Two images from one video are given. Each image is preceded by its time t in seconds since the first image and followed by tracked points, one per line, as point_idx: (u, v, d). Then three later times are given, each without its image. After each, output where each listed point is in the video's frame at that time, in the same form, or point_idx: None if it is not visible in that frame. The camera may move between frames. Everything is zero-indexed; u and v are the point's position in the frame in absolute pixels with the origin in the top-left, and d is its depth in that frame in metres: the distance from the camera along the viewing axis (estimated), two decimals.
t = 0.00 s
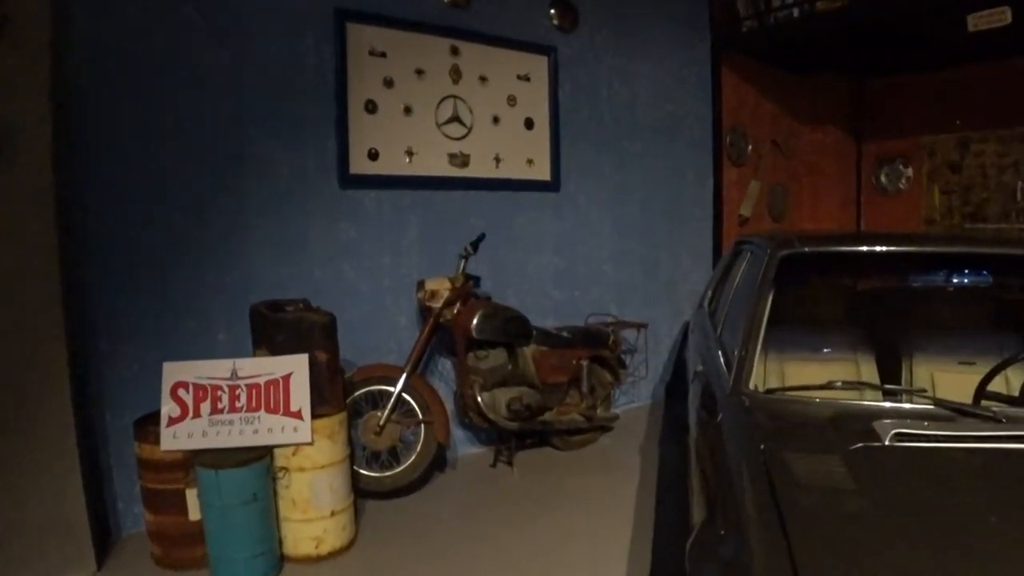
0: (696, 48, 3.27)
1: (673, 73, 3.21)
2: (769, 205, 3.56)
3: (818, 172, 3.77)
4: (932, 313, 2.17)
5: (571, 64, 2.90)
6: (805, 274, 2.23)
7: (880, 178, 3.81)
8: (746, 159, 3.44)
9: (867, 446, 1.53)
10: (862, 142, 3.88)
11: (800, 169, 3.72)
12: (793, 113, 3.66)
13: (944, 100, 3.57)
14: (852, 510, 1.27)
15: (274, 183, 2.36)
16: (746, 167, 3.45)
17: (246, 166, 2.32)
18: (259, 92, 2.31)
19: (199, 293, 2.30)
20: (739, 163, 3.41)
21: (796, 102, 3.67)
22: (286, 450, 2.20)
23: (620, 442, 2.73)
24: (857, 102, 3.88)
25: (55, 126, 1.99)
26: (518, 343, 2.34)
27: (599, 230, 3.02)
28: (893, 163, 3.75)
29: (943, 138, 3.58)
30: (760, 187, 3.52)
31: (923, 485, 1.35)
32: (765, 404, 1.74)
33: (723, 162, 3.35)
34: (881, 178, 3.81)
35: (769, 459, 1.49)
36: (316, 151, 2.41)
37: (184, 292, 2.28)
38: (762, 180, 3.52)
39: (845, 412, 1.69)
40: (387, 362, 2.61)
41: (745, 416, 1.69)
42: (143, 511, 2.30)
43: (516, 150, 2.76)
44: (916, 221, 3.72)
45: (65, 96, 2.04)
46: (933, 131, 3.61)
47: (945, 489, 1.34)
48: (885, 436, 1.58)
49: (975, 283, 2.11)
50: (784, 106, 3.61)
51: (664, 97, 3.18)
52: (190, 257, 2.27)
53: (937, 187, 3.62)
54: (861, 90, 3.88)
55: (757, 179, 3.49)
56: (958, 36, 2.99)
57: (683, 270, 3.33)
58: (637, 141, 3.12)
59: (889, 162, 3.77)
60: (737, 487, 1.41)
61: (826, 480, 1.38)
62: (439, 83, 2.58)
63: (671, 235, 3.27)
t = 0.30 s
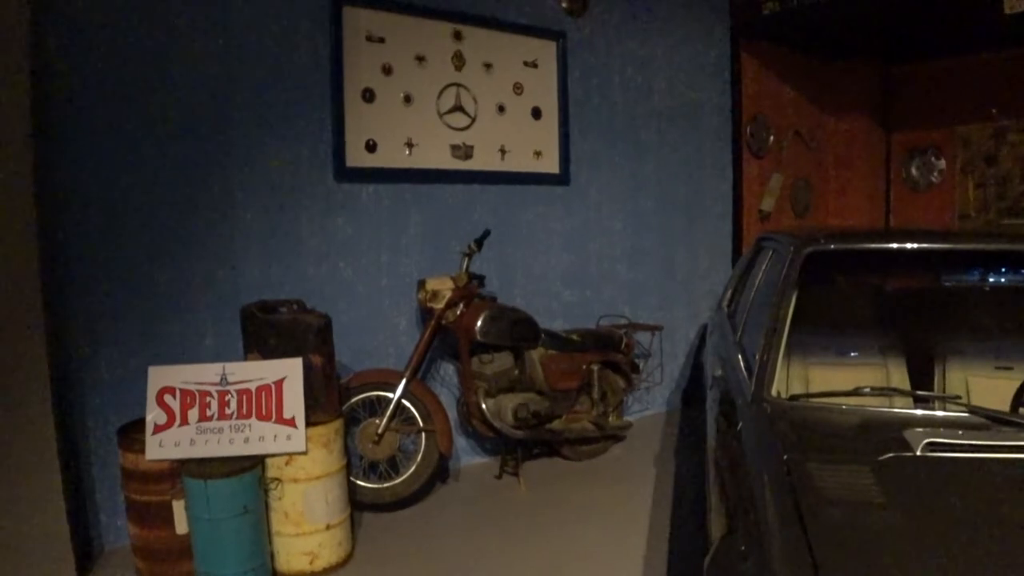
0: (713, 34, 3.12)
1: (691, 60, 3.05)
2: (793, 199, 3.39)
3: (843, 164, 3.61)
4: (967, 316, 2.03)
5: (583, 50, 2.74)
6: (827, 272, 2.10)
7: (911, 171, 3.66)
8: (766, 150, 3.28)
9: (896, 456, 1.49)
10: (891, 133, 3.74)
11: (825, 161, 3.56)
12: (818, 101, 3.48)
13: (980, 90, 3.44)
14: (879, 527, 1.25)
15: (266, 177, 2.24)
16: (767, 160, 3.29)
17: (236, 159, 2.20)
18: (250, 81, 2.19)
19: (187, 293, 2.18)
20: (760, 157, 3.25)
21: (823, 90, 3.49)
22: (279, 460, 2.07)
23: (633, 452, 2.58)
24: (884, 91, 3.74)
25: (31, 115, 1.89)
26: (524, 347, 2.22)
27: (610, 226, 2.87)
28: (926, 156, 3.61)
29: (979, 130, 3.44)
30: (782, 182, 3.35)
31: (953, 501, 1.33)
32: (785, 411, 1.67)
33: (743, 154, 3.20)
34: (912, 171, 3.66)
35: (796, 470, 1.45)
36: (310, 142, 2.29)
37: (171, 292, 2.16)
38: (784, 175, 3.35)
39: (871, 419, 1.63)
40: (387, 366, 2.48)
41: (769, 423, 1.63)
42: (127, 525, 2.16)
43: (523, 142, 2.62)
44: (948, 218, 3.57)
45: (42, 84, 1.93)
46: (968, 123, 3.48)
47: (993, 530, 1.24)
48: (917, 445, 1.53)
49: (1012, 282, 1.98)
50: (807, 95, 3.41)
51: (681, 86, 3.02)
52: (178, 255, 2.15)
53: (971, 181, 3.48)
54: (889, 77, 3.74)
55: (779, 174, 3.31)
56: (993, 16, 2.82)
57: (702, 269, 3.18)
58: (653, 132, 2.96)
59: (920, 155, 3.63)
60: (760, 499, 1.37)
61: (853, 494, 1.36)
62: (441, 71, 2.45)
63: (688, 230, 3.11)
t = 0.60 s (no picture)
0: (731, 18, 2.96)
1: (707, 46, 2.90)
2: (815, 192, 3.21)
3: (870, 157, 3.39)
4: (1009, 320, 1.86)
5: (593, 36, 2.61)
6: (858, 271, 1.94)
7: (942, 164, 3.41)
8: (789, 142, 3.11)
9: (927, 467, 1.37)
10: (921, 124, 3.49)
11: (851, 152, 3.33)
12: (844, 91, 3.29)
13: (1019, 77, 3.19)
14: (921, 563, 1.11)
15: (257, 170, 2.12)
16: (790, 153, 3.12)
17: (225, 151, 2.08)
18: (240, 67, 2.08)
19: (173, 293, 2.06)
20: (781, 148, 3.09)
21: (848, 79, 3.30)
22: (271, 471, 1.95)
23: (647, 462, 2.45)
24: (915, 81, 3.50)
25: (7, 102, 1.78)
26: (531, 351, 2.10)
27: (621, 223, 2.73)
28: (959, 147, 3.35)
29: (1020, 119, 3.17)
30: (805, 175, 3.17)
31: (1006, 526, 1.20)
32: (811, 420, 1.52)
33: (762, 145, 3.05)
34: (942, 164, 3.41)
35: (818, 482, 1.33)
36: (304, 133, 2.17)
37: (156, 291, 2.04)
38: (807, 168, 3.18)
39: (904, 429, 1.49)
40: (385, 371, 2.36)
41: (791, 433, 1.49)
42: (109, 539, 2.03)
43: (530, 133, 2.49)
44: (982, 215, 3.32)
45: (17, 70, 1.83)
46: (1007, 112, 3.21)
47: None
48: (951, 456, 1.41)
49: None
50: (831, 83, 3.24)
51: (695, 75, 2.88)
52: (163, 252, 2.04)
53: (1010, 174, 3.20)
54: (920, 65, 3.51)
55: (802, 167, 3.14)
56: None
57: (721, 268, 3.03)
58: (667, 122, 2.81)
59: (953, 147, 3.38)
60: (784, 519, 1.26)
61: (879, 509, 1.25)
62: (442, 57, 2.32)
63: (705, 227, 2.96)
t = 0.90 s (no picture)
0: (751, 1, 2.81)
1: (724, 32, 2.75)
2: (841, 188, 3.02)
3: (900, 149, 3.16)
4: None
5: (603, 22, 2.49)
6: (890, 269, 1.78)
7: (977, 154, 3.12)
8: (814, 132, 2.93)
9: (963, 479, 1.25)
10: (953, 112, 3.21)
11: (879, 144, 3.13)
12: (871, 78, 3.09)
13: None
14: None
15: (246, 162, 2.01)
16: (816, 144, 2.94)
17: (213, 142, 1.97)
18: (228, 53, 1.97)
19: (159, 293, 1.95)
20: (806, 138, 2.90)
21: (873, 65, 3.10)
22: (262, 482, 1.83)
23: (660, 474, 2.33)
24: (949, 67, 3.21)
25: None
26: (539, 354, 1.99)
27: (631, 219, 2.61)
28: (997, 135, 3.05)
29: None
30: (831, 167, 2.97)
31: None
32: (834, 425, 1.40)
33: (785, 135, 2.87)
34: (977, 153, 3.13)
35: (845, 495, 1.21)
36: (297, 123, 2.06)
37: (140, 291, 1.93)
38: (834, 160, 2.98)
39: (937, 437, 1.36)
40: (383, 376, 2.24)
41: (815, 443, 1.36)
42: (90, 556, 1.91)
43: (537, 123, 2.37)
44: None
45: None
46: None
47: None
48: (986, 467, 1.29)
49: None
50: (857, 70, 3.04)
51: (711, 62, 2.74)
52: (147, 248, 1.93)
53: None
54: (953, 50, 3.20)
55: (828, 159, 2.95)
56: None
57: (740, 267, 2.89)
58: (683, 112, 2.68)
59: (989, 135, 3.09)
60: (808, 536, 1.14)
61: (912, 526, 1.13)
62: (443, 43, 2.20)
63: (725, 223, 2.84)
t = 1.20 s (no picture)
0: None
1: (740, 18, 2.63)
2: (869, 180, 2.86)
3: (932, 139, 2.95)
4: None
5: (612, 8, 2.38)
6: (921, 269, 1.59)
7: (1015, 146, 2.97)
8: (839, 122, 2.77)
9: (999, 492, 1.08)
10: (990, 99, 2.97)
11: (911, 136, 2.92)
12: (904, 63, 2.89)
13: None
14: None
15: (238, 154, 1.91)
16: (841, 136, 2.78)
17: (203, 133, 1.87)
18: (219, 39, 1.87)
19: (144, 292, 1.85)
20: (830, 130, 2.75)
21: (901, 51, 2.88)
22: (252, 494, 1.72)
23: (674, 487, 2.21)
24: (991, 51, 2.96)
25: None
26: (545, 358, 1.87)
27: (643, 215, 2.49)
28: None
29: None
30: (858, 160, 2.80)
31: None
32: (861, 437, 1.20)
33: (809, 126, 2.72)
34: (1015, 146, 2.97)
35: (874, 514, 1.04)
36: (291, 113, 1.95)
37: (125, 290, 1.83)
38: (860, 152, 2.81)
39: (976, 450, 1.17)
40: (381, 382, 2.12)
41: (835, 450, 1.18)
42: (69, 573, 1.80)
43: (545, 113, 2.25)
44: None
45: None
46: None
47: None
48: None
49: None
50: (883, 57, 2.85)
51: (727, 49, 2.61)
52: (132, 244, 1.82)
53: None
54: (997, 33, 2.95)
55: (854, 152, 2.78)
56: None
57: (757, 268, 2.76)
58: (697, 103, 2.56)
59: None
60: (830, 555, 0.98)
61: (949, 557, 0.95)
62: (445, 28, 2.09)
63: (744, 221, 2.71)
